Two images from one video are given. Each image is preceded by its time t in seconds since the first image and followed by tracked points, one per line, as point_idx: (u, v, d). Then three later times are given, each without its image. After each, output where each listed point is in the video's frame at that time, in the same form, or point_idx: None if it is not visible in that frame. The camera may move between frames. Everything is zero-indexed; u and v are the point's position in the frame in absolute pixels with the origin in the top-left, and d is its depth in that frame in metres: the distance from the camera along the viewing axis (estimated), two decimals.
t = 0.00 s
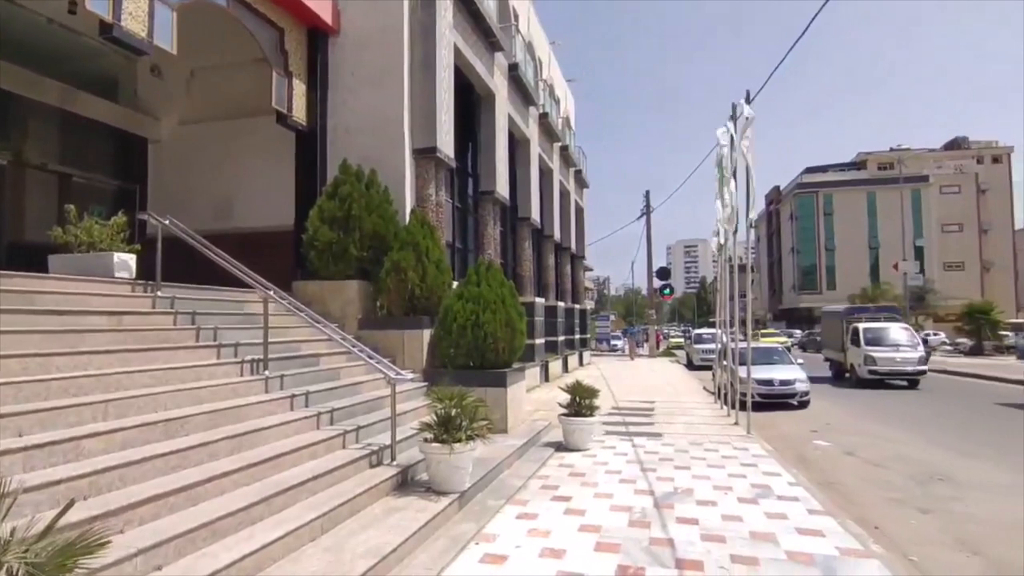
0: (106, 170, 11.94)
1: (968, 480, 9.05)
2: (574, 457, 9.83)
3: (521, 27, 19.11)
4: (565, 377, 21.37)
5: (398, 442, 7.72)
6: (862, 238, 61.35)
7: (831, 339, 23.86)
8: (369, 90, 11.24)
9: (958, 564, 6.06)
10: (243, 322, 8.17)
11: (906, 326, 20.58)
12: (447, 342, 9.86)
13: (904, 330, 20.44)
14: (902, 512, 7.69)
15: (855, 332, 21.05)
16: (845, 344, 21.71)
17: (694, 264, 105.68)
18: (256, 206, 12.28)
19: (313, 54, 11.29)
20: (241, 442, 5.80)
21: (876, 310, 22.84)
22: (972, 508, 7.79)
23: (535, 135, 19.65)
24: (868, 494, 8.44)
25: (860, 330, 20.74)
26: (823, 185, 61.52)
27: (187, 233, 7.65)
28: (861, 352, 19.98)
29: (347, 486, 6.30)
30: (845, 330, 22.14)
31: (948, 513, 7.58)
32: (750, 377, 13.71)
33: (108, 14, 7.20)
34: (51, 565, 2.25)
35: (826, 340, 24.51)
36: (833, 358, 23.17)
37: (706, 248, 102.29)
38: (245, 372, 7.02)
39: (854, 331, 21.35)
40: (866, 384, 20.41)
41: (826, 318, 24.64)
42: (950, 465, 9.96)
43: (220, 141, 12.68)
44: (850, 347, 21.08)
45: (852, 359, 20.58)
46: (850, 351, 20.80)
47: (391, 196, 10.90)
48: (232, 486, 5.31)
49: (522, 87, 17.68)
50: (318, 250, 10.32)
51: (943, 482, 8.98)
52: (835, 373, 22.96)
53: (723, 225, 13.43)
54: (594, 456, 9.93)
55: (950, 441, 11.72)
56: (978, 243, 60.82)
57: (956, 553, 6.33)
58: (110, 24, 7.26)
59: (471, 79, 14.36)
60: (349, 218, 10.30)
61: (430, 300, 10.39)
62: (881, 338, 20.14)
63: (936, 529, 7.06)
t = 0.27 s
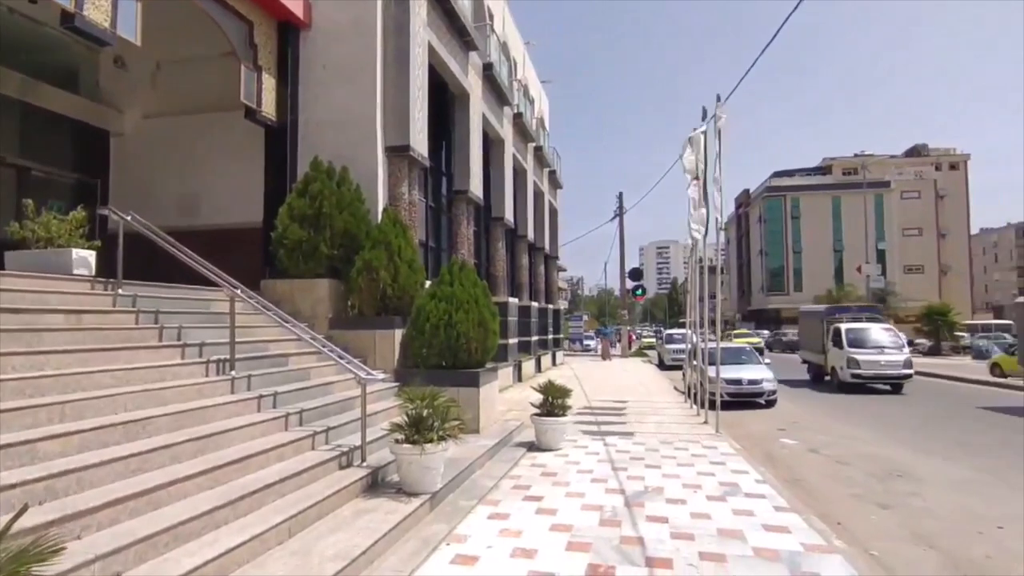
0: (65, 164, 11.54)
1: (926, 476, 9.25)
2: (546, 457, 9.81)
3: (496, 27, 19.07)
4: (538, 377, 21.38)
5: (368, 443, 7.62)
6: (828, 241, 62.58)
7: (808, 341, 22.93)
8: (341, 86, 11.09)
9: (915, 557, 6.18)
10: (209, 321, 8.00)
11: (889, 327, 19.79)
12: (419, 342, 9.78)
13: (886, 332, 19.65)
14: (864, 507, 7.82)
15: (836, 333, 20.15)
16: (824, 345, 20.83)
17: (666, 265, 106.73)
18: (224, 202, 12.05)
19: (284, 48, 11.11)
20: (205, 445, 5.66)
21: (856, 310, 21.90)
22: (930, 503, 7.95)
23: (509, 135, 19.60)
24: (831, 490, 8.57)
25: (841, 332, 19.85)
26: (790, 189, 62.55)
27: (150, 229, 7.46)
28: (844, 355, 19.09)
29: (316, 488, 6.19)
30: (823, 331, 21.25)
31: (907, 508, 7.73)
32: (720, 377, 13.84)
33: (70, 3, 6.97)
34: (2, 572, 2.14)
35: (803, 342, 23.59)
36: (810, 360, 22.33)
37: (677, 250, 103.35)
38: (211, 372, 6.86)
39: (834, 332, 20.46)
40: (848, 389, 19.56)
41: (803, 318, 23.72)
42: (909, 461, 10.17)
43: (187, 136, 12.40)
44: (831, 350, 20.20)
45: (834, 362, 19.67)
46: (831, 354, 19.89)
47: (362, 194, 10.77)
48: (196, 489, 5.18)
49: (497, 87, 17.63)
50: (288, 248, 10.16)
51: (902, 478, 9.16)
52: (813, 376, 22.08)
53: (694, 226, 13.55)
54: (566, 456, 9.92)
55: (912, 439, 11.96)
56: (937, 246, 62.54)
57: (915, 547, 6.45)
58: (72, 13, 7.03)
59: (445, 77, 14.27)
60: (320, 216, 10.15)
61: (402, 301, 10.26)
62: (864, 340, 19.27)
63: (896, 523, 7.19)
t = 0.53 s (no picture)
0: (39, 160, 11.30)
1: (899, 473, 9.37)
2: (528, 457, 9.79)
3: (479, 27, 19.03)
4: (520, 377, 21.38)
5: (349, 444, 7.54)
6: (805, 243, 63.33)
7: (797, 342, 21.73)
8: (322, 84, 10.98)
9: (888, 553, 6.25)
10: (185, 321, 7.88)
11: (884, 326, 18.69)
12: (401, 342, 9.72)
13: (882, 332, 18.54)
14: (839, 505, 7.89)
15: (830, 334, 18.94)
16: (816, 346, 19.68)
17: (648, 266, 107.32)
18: (202, 200, 11.88)
19: (263, 45, 10.99)
20: (180, 447, 5.56)
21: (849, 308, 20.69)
22: (903, 499, 8.04)
23: (492, 135, 19.57)
24: (808, 488, 8.65)
25: (835, 332, 18.66)
26: (769, 191, 63.20)
27: (126, 228, 7.33)
28: (838, 357, 17.90)
29: (295, 491, 6.11)
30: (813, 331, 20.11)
31: (881, 505, 7.82)
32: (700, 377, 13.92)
33: None
34: None
35: (791, 341, 22.38)
36: (799, 360, 21.20)
37: (659, 251, 103.94)
38: (188, 373, 6.75)
39: (827, 332, 19.25)
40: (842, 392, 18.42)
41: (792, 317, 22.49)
42: (884, 458, 10.29)
43: (164, 133, 12.20)
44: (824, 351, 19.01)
45: (828, 365, 18.48)
46: (825, 357, 18.70)
47: (343, 193, 10.67)
48: (171, 493, 5.09)
49: (480, 87, 17.59)
50: (267, 247, 10.03)
51: (876, 475, 9.27)
52: (803, 378, 20.91)
53: (675, 228, 13.62)
54: (548, 456, 9.91)
55: (887, 437, 12.12)
56: (911, 248, 63.59)
57: (889, 543, 6.53)
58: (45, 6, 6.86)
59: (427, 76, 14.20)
60: (300, 214, 10.04)
61: (383, 300, 10.19)
62: (859, 341, 18.10)
63: (871, 520, 7.27)
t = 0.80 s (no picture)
0: (11, 157, 11.07)
1: (874, 470, 9.48)
2: (510, 457, 9.77)
3: (462, 26, 18.97)
4: (503, 377, 21.36)
5: (329, 445, 7.46)
6: (784, 244, 64.02)
7: (792, 342, 20.27)
8: (303, 82, 10.87)
9: (864, 549, 6.31)
10: (162, 321, 7.75)
11: (889, 327, 17.23)
12: (382, 342, 9.64)
13: (887, 333, 17.07)
14: (817, 502, 7.95)
15: (830, 334, 17.43)
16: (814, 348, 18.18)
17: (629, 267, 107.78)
18: (181, 198, 11.72)
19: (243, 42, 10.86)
20: (156, 449, 5.47)
21: (849, 307, 19.15)
22: (879, 496, 8.13)
23: (475, 135, 19.53)
24: (787, 486, 8.71)
25: (836, 333, 17.15)
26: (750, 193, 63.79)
27: (100, 226, 7.19)
28: (841, 360, 16.39)
29: (274, 493, 6.03)
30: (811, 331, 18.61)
31: (857, 502, 7.90)
32: (681, 377, 13.98)
33: None
34: None
35: (786, 341, 20.93)
36: (794, 364, 19.70)
37: (641, 252, 104.45)
38: (164, 373, 6.63)
39: (827, 333, 17.72)
40: (841, 398, 16.97)
41: (786, 316, 20.97)
42: (860, 456, 10.41)
43: (141, 129, 12.01)
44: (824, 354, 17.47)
45: (828, 369, 16.97)
46: (825, 360, 17.17)
47: (324, 192, 10.56)
48: (146, 495, 4.99)
49: (463, 86, 17.52)
50: (247, 246, 9.91)
51: (852, 473, 9.37)
52: (799, 381, 19.48)
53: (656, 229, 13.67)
54: (530, 456, 9.89)
55: (864, 435, 12.25)
56: (887, 249, 64.57)
57: (864, 539, 6.59)
58: None
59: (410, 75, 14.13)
60: (280, 213, 9.93)
61: (364, 300, 10.11)
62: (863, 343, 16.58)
63: (847, 517, 7.33)
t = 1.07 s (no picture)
0: None
1: (849, 468, 9.58)
2: (490, 457, 9.72)
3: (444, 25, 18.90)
4: (483, 377, 21.31)
5: (307, 446, 7.36)
6: (762, 246, 64.70)
7: (786, 343, 18.58)
8: (282, 78, 10.73)
9: (838, 546, 6.36)
10: (135, 319, 7.60)
11: (896, 328, 15.51)
12: (361, 342, 9.55)
13: (893, 334, 15.35)
14: (793, 500, 8.01)
15: (830, 336, 15.74)
16: (813, 351, 16.52)
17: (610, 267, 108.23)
18: (155, 195, 11.52)
19: (220, 36, 10.70)
20: (128, 451, 5.35)
21: (851, 306, 16.63)
22: (852, 494, 8.22)
23: (457, 134, 19.46)
24: (764, 484, 8.76)
25: (837, 335, 15.41)
26: (729, 195, 64.37)
27: (71, 222, 7.02)
28: (845, 365, 14.71)
29: (250, 494, 5.93)
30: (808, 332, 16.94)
31: (832, 499, 7.97)
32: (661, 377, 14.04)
33: None
34: None
35: (778, 342, 19.23)
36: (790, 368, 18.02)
37: (621, 252, 104.91)
38: (136, 373, 6.50)
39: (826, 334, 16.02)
40: (845, 407, 15.32)
41: (778, 314, 19.26)
42: (836, 454, 10.51)
43: (116, 123, 11.79)
44: (823, 357, 15.77)
45: (830, 375, 15.30)
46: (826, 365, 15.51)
47: (303, 189, 10.44)
48: (117, 498, 4.88)
49: (444, 85, 17.45)
50: (223, 244, 9.76)
51: (827, 471, 9.46)
52: (794, 386, 17.81)
53: (637, 230, 13.72)
54: (510, 456, 9.85)
55: (839, 434, 12.39)
56: (861, 252, 65.59)
57: (838, 536, 6.65)
58: None
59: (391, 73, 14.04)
60: (257, 210, 9.79)
61: (344, 299, 10.00)
62: (869, 346, 14.88)
63: (822, 514, 7.40)
